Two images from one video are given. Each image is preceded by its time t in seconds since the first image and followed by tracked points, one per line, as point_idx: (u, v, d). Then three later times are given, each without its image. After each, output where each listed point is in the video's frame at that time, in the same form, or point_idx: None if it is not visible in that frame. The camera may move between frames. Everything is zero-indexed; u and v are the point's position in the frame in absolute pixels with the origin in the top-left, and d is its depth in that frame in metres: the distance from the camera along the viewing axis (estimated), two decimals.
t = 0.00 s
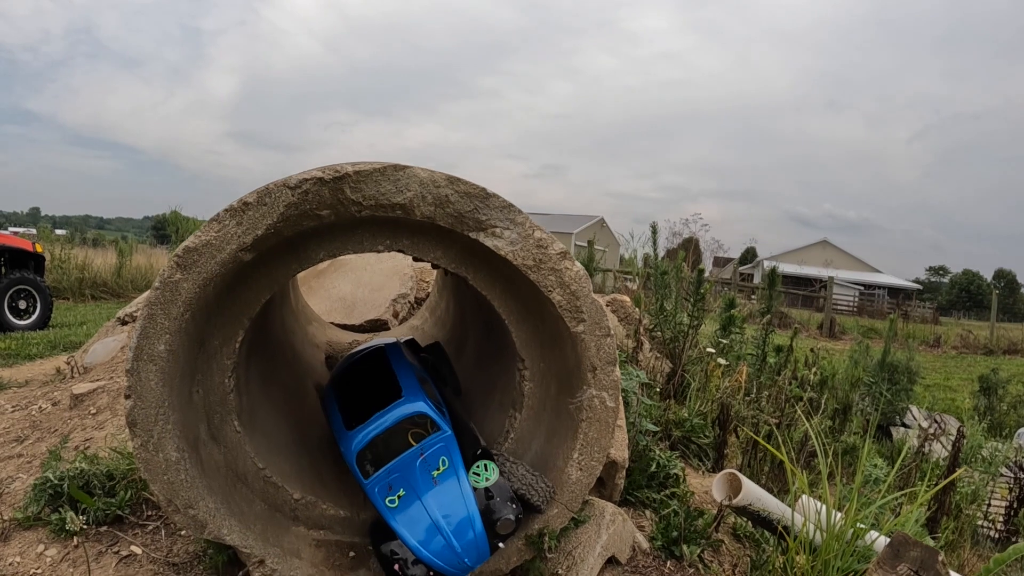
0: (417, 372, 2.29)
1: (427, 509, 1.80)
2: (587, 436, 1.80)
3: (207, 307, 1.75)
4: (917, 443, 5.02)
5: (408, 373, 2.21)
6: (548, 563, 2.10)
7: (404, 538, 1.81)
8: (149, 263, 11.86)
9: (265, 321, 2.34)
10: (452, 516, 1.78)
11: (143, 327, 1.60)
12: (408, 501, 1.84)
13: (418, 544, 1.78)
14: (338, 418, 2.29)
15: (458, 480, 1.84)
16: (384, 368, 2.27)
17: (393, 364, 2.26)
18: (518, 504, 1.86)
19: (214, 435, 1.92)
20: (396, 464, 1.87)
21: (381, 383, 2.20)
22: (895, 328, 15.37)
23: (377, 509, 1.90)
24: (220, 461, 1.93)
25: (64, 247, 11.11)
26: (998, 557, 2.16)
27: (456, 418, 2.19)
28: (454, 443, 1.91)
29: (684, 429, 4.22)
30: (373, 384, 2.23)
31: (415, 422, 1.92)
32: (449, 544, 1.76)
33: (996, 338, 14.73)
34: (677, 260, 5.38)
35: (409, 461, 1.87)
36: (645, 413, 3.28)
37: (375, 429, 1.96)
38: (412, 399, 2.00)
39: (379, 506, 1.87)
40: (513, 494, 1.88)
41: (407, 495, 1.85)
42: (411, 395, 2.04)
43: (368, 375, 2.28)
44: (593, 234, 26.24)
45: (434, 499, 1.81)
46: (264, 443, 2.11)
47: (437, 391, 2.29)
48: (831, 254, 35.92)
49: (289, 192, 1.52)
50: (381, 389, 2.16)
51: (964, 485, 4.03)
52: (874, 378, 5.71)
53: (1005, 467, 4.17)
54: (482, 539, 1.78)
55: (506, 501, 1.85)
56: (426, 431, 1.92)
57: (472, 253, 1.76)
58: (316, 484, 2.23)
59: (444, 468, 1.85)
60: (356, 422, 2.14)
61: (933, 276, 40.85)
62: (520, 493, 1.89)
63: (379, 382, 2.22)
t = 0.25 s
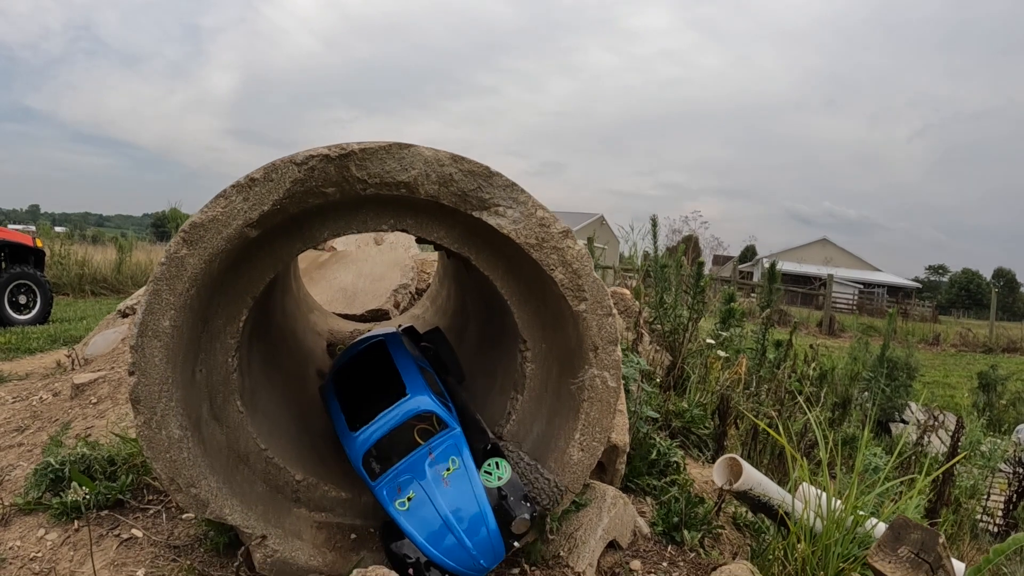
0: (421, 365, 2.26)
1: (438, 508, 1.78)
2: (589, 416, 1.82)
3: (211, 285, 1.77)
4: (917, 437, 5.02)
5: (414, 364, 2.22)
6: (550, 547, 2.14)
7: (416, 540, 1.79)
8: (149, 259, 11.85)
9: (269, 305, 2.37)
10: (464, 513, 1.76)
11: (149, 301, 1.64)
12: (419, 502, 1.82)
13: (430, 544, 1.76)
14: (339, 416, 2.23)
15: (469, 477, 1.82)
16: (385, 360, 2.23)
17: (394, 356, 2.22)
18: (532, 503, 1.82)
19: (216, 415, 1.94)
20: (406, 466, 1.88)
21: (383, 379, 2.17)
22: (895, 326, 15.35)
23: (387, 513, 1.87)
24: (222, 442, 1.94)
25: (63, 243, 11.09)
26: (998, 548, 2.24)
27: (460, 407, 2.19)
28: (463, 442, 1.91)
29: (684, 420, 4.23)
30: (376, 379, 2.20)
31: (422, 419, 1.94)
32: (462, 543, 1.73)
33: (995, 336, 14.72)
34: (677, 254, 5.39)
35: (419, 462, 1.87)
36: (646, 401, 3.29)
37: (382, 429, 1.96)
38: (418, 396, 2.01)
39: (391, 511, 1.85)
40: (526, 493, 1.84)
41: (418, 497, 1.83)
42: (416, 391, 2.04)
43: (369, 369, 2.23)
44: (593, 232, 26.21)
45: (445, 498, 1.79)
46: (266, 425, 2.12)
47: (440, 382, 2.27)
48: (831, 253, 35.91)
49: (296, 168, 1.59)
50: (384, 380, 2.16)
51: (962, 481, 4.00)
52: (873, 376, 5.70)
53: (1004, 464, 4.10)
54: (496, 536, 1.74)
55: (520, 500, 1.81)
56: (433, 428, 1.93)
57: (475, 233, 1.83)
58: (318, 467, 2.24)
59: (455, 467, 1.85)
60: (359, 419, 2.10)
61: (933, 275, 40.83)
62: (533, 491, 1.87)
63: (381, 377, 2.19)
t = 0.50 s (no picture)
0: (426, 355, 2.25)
1: (441, 497, 1.77)
2: (586, 403, 1.86)
3: (211, 272, 1.79)
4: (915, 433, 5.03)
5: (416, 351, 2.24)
6: (548, 535, 2.16)
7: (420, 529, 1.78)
8: (149, 256, 11.85)
9: (269, 295, 2.39)
10: (467, 503, 1.75)
11: (150, 286, 1.66)
12: (422, 492, 1.81)
13: (434, 534, 1.75)
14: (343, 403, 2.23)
15: (472, 466, 1.81)
16: (389, 349, 2.23)
17: (396, 345, 2.23)
18: (536, 491, 1.82)
19: (216, 401, 1.96)
20: (409, 455, 1.87)
21: (387, 368, 2.17)
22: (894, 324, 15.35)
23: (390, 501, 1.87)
24: (221, 429, 1.96)
25: (63, 240, 11.10)
26: (995, 542, 2.35)
27: (462, 394, 2.20)
28: (466, 431, 1.90)
29: (682, 414, 4.25)
30: (380, 369, 2.20)
31: (425, 409, 1.93)
32: (465, 533, 1.72)
33: (995, 335, 14.71)
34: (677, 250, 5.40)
35: (423, 451, 1.87)
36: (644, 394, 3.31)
37: (385, 419, 1.96)
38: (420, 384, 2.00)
39: (394, 500, 1.85)
40: (531, 482, 1.83)
41: (420, 486, 1.82)
42: (419, 380, 2.03)
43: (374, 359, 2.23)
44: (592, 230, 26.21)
45: (448, 487, 1.79)
46: (266, 413, 2.14)
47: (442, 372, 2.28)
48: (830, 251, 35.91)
49: (295, 155, 1.62)
50: (386, 369, 2.17)
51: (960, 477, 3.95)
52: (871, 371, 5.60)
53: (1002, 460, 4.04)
54: (499, 526, 1.73)
55: (524, 489, 1.81)
56: (436, 418, 1.92)
57: (473, 222, 1.85)
58: (317, 455, 2.26)
59: (458, 457, 1.84)
60: (363, 408, 2.09)
61: (933, 274, 40.83)
62: (536, 480, 1.86)
63: (385, 366, 2.19)
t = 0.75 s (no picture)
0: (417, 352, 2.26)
1: (431, 493, 1.78)
2: (577, 400, 1.90)
3: (203, 268, 1.80)
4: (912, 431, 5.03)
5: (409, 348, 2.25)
6: (539, 532, 2.18)
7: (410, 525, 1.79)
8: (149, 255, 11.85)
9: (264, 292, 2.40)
10: (457, 498, 1.76)
11: (143, 284, 1.70)
12: (412, 487, 1.82)
13: (424, 530, 1.76)
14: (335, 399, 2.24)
15: (462, 462, 1.82)
16: (381, 345, 2.24)
17: (389, 341, 2.23)
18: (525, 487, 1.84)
19: (210, 397, 1.97)
20: (400, 451, 1.88)
21: (378, 364, 2.18)
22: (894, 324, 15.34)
23: (381, 497, 1.88)
24: (215, 424, 1.97)
25: (63, 238, 11.09)
26: (992, 540, 2.36)
27: (454, 391, 2.21)
28: (457, 427, 1.91)
29: (679, 412, 4.26)
30: (372, 365, 2.21)
31: (417, 405, 1.93)
32: (456, 528, 1.74)
33: (994, 334, 14.69)
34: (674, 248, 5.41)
35: (413, 447, 1.87)
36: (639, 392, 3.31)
37: (377, 415, 1.96)
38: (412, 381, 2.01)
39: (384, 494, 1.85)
40: (520, 479, 1.86)
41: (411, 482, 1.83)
42: (411, 376, 2.04)
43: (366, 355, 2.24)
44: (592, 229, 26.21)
45: (438, 483, 1.80)
46: (261, 408, 2.16)
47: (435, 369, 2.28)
48: (831, 250, 35.90)
49: (286, 153, 1.63)
50: (379, 365, 2.18)
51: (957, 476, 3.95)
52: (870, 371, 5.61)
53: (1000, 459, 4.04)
54: (489, 522, 1.75)
55: (513, 485, 1.83)
56: (427, 414, 1.93)
57: (463, 220, 1.86)
58: (312, 451, 2.27)
59: (448, 452, 1.85)
60: (355, 405, 2.10)
61: (933, 273, 40.81)
62: (526, 476, 1.88)
63: (377, 362, 2.20)
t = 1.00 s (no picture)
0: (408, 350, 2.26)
1: (418, 488, 1.78)
2: (566, 397, 1.90)
3: (193, 264, 1.79)
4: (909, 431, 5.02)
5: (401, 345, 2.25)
6: (529, 529, 2.18)
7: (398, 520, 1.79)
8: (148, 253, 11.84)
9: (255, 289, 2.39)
10: (443, 494, 1.76)
11: (132, 279, 1.70)
12: (400, 483, 1.82)
13: (412, 526, 1.76)
14: (326, 394, 2.24)
15: (449, 458, 1.82)
16: (371, 342, 2.24)
17: (380, 338, 2.23)
18: (513, 484, 1.82)
19: (201, 393, 1.97)
20: (389, 447, 1.88)
21: (370, 361, 2.18)
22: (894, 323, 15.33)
23: (370, 494, 1.88)
24: (206, 420, 1.98)
25: (62, 236, 11.10)
26: (988, 541, 2.34)
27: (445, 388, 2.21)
28: (445, 424, 1.91)
29: (675, 410, 4.26)
30: (363, 362, 2.22)
31: (405, 402, 1.94)
32: (442, 524, 1.73)
33: (994, 334, 14.67)
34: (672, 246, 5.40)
35: (402, 443, 1.88)
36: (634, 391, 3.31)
37: (365, 411, 1.97)
38: (401, 377, 2.01)
39: (372, 491, 1.86)
40: (508, 476, 1.84)
41: (399, 477, 1.83)
42: (400, 372, 2.04)
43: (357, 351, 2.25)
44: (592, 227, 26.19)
45: (425, 479, 1.79)
46: (252, 404, 2.15)
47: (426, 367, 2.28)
48: (831, 249, 35.89)
49: (275, 150, 1.63)
50: (370, 363, 2.18)
51: (954, 476, 3.94)
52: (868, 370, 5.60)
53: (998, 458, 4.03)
54: (476, 518, 1.74)
55: (500, 482, 1.81)
56: (417, 411, 1.93)
57: (452, 216, 1.86)
58: (302, 447, 2.27)
59: (436, 449, 1.85)
60: (346, 401, 2.11)
61: (933, 272, 40.80)
62: (513, 472, 1.87)
63: (368, 359, 2.20)
